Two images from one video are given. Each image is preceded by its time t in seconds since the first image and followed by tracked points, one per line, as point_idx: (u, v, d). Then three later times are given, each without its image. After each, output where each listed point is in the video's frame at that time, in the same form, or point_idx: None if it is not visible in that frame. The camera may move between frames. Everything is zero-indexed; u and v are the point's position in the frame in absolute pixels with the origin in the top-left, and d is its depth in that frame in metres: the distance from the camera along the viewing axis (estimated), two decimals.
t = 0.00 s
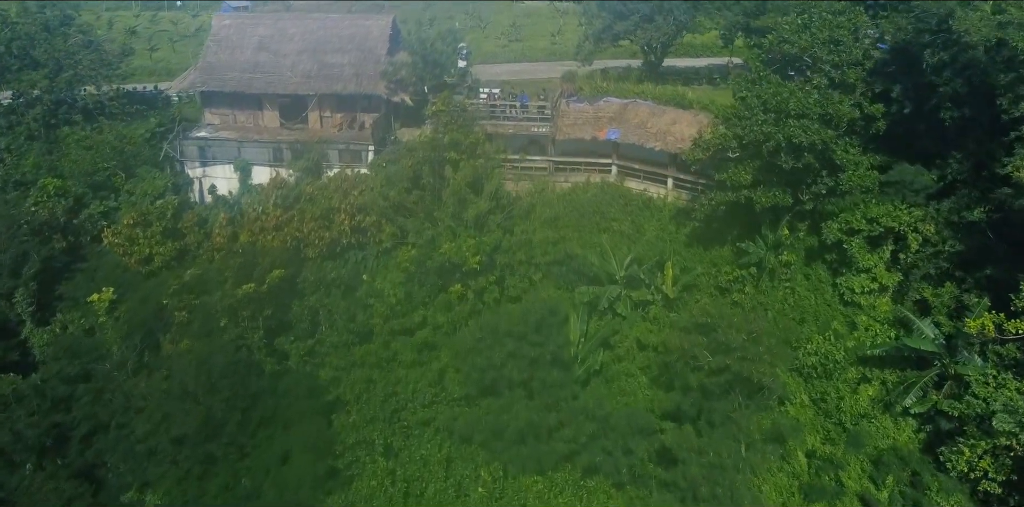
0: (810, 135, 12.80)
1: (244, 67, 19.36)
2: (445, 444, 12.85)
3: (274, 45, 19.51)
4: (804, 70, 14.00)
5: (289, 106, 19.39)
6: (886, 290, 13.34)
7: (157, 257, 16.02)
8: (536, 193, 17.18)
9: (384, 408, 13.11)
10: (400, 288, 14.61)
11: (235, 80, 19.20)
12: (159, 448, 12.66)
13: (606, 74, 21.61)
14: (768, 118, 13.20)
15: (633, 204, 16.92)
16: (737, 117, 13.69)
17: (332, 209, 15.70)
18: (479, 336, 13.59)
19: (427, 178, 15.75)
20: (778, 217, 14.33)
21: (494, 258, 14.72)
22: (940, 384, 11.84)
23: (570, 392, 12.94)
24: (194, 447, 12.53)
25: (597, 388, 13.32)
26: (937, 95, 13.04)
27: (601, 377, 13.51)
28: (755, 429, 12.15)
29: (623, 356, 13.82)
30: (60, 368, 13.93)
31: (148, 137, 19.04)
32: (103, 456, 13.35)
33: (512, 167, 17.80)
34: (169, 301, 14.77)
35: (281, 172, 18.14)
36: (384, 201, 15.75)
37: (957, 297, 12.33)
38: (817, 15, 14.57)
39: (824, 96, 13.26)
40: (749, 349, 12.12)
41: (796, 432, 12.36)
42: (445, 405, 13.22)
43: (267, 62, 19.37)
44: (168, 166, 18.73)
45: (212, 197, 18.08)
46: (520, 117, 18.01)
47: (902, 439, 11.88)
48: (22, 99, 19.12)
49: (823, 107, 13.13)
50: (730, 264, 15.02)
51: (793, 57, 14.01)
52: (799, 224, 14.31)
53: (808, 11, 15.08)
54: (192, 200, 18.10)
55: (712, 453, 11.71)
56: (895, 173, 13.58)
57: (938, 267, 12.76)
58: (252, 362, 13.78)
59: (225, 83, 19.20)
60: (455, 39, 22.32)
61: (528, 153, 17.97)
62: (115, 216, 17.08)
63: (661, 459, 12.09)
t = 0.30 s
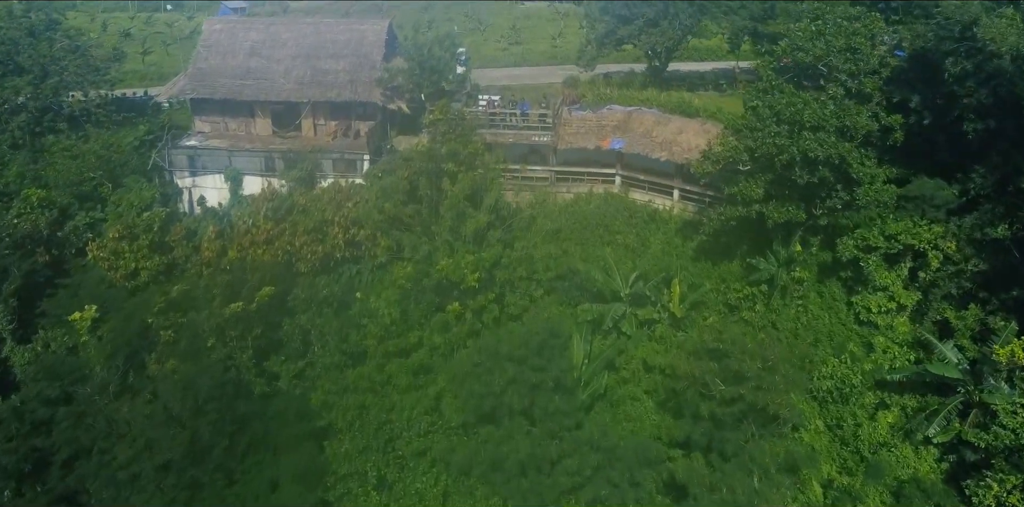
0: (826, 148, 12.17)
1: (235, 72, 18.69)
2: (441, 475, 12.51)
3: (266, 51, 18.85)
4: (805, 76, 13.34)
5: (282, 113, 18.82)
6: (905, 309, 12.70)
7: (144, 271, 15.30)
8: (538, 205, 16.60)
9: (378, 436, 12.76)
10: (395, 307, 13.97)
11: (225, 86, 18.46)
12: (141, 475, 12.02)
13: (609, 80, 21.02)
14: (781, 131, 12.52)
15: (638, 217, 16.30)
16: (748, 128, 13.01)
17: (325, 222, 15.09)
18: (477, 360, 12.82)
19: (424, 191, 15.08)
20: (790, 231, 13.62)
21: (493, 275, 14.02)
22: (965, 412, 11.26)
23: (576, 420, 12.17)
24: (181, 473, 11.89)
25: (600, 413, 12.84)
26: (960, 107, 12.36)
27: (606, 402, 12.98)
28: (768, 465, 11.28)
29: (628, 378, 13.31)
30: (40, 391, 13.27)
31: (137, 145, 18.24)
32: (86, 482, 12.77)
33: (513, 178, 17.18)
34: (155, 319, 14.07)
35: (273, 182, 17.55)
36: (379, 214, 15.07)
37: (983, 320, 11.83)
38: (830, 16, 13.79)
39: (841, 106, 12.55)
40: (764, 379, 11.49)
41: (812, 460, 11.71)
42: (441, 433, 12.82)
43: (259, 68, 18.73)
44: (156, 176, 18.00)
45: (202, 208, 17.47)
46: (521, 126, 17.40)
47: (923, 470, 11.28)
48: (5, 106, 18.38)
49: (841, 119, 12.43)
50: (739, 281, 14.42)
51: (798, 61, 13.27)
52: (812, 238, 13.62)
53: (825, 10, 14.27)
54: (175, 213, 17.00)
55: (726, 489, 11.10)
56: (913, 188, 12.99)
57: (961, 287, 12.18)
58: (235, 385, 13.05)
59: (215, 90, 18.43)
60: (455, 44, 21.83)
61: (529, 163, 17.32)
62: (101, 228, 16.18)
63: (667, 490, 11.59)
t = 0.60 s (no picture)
0: (844, 164, 11.49)
1: (224, 80, 18.07)
2: None
3: (257, 57, 18.15)
4: (821, 83, 12.46)
5: (274, 121, 18.01)
6: (925, 331, 12.02)
7: (128, 288, 14.70)
8: (538, 217, 15.99)
9: (370, 470, 11.95)
10: (389, 328, 13.32)
11: (215, 93, 17.97)
12: None
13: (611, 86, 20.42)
14: (796, 144, 11.85)
15: (643, 231, 15.68)
16: (760, 141, 12.35)
17: (317, 236, 14.45)
18: (476, 390, 12.02)
19: (420, 205, 14.58)
20: (804, 248, 13.13)
21: (493, 293, 13.48)
22: (993, 444, 10.65)
23: (581, 452, 11.47)
24: None
25: (606, 443, 12.12)
26: (987, 120, 11.71)
27: (611, 430, 12.32)
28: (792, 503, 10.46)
29: (634, 403, 12.67)
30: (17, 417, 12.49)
31: (124, 154, 17.35)
32: None
33: (513, 189, 16.24)
34: (138, 340, 13.45)
35: (264, 193, 16.95)
36: (373, 229, 14.45)
37: (1011, 345, 11.05)
38: (847, 22, 13.04)
39: (859, 120, 11.77)
40: (781, 412, 10.89)
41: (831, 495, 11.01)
42: (438, 467, 11.83)
43: (249, 75, 18.04)
44: (144, 187, 17.02)
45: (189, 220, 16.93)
46: (522, 135, 16.66)
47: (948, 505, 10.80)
48: None
49: (860, 132, 11.70)
50: (750, 299, 13.82)
51: (811, 68, 12.50)
52: (826, 255, 13.03)
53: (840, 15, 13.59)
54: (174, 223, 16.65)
55: None
56: (933, 203, 12.40)
57: (987, 308, 11.52)
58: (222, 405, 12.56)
59: (205, 98, 17.99)
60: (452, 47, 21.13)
61: (530, 174, 16.68)
62: (86, 242, 15.33)
63: None
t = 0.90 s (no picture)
0: (865, 183, 10.80)
1: (213, 87, 17.48)
2: None
3: (247, 63, 17.57)
4: (840, 93, 11.75)
5: (265, 129, 17.49)
6: (948, 357, 11.41)
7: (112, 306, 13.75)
8: (539, 230, 15.31)
9: None
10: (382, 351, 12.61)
11: (203, 100, 17.30)
12: None
13: (615, 93, 19.77)
14: (813, 159, 11.19)
15: (648, 245, 15.02)
16: (775, 155, 11.65)
17: (308, 251, 13.68)
18: (473, 421, 11.37)
19: (416, 220, 13.78)
20: (818, 267, 12.47)
21: (491, 315, 12.79)
22: None
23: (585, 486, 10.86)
24: None
25: (610, 476, 11.53)
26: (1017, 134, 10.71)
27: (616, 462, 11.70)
28: None
29: (640, 431, 12.09)
30: None
31: (110, 163, 16.67)
32: None
33: (513, 200, 15.71)
34: (118, 364, 12.62)
35: (253, 204, 16.31)
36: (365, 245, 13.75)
37: None
38: (864, 29, 12.21)
39: (880, 132, 11.04)
40: (800, 452, 10.20)
41: None
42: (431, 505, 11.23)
43: (239, 82, 17.46)
44: (130, 197, 16.34)
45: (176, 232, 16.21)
46: (522, 145, 16.26)
47: None
48: None
49: (882, 148, 10.99)
50: (761, 320, 13.19)
51: (827, 78, 11.71)
52: (842, 273, 12.23)
53: (858, 21, 12.83)
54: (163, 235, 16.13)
55: None
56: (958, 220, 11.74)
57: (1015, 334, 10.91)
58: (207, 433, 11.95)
59: (192, 106, 17.26)
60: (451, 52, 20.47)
61: (530, 185, 16.00)
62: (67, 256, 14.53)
63: None
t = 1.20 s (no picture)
0: (889, 204, 10.14)
1: (201, 95, 16.79)
2: None
3: (236, 71, 16.93)
4: (860, 106, 11.09)
5: (255, 138, 16.85)
6: (974, 386, 10.75)
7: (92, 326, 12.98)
8: (539, 245, 14.72)
9: None
10: (372, 378, 11.85)
11: (191, 109, 16.61)
12: None
13: (618, 101, 19.19)
14: (833, 177, 10.49)
15: (654, 262, 14.36)
16: (791, 172, 10.96)
17: (301, 271, 12.90)
18: (470, 459, 10.62)
19: (410, 236, 13.18)
20: (832, 290, 11.69)
21: (490, 339, 12.15)
22: None
23: None
24: None
25: None
26: None
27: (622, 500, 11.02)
28: None
29: (647, 464, 11.43)
30: None
31: (94, 174, 15.94)
32: None
33: (512, 213, 15.16)
34: (96, 390, 11.94)
35: (242, 218, 15.67)
36: (356, 264, 13.08)
37: None
38: (885, 37, 11.46)
39: (905, 149, 10.40)
40: (822, 498, 9.95)
41: None
42: None
43: (227, 90, 16.79)
44: (114, 210, 15.64)
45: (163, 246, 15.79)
46: (522, 156, 15.56)
47: None
48: None
49: (907, 167, 10.30)
50: (774, 344, 12.57)
51: (846, 90, 11.04)
52: (859, 296, 11.51)
53: (879, 29, 12.08)
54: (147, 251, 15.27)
55: None
56: (983, 242, 11.09)
57: None
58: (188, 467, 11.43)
59: (178, 115, 16.52)
60: (449, 59, 19.78)
61: (529, 197, 15.33)
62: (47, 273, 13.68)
63: None
